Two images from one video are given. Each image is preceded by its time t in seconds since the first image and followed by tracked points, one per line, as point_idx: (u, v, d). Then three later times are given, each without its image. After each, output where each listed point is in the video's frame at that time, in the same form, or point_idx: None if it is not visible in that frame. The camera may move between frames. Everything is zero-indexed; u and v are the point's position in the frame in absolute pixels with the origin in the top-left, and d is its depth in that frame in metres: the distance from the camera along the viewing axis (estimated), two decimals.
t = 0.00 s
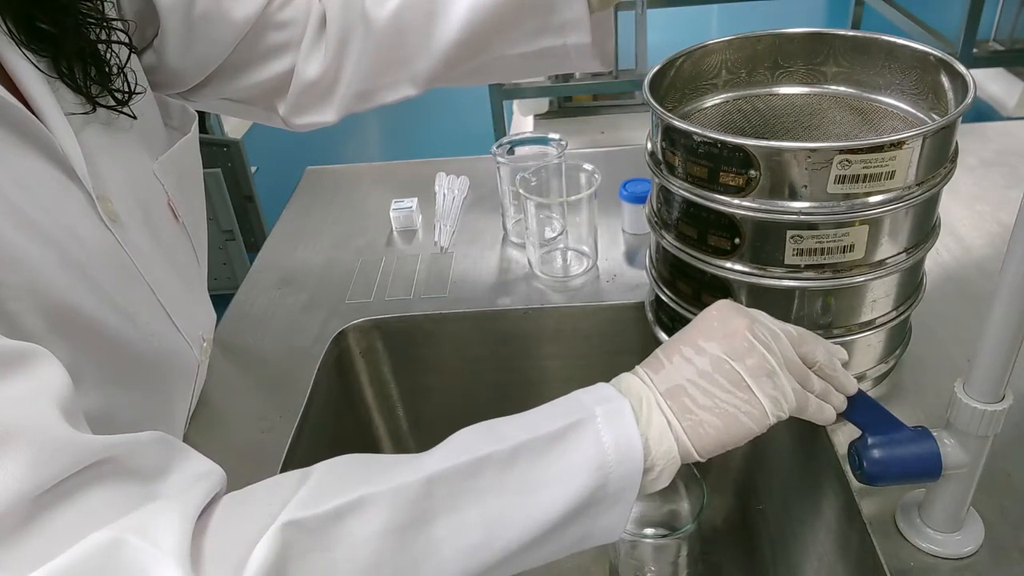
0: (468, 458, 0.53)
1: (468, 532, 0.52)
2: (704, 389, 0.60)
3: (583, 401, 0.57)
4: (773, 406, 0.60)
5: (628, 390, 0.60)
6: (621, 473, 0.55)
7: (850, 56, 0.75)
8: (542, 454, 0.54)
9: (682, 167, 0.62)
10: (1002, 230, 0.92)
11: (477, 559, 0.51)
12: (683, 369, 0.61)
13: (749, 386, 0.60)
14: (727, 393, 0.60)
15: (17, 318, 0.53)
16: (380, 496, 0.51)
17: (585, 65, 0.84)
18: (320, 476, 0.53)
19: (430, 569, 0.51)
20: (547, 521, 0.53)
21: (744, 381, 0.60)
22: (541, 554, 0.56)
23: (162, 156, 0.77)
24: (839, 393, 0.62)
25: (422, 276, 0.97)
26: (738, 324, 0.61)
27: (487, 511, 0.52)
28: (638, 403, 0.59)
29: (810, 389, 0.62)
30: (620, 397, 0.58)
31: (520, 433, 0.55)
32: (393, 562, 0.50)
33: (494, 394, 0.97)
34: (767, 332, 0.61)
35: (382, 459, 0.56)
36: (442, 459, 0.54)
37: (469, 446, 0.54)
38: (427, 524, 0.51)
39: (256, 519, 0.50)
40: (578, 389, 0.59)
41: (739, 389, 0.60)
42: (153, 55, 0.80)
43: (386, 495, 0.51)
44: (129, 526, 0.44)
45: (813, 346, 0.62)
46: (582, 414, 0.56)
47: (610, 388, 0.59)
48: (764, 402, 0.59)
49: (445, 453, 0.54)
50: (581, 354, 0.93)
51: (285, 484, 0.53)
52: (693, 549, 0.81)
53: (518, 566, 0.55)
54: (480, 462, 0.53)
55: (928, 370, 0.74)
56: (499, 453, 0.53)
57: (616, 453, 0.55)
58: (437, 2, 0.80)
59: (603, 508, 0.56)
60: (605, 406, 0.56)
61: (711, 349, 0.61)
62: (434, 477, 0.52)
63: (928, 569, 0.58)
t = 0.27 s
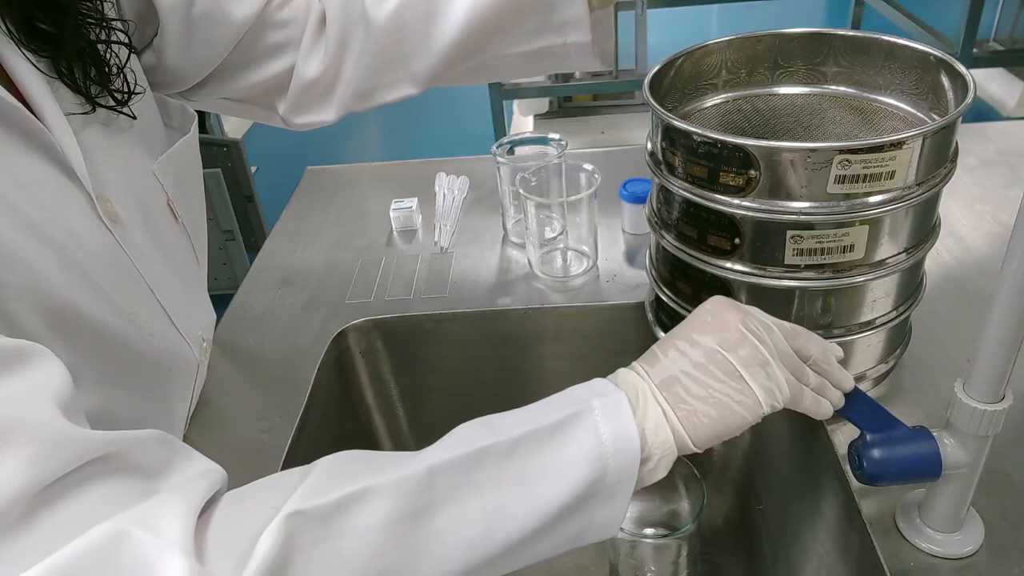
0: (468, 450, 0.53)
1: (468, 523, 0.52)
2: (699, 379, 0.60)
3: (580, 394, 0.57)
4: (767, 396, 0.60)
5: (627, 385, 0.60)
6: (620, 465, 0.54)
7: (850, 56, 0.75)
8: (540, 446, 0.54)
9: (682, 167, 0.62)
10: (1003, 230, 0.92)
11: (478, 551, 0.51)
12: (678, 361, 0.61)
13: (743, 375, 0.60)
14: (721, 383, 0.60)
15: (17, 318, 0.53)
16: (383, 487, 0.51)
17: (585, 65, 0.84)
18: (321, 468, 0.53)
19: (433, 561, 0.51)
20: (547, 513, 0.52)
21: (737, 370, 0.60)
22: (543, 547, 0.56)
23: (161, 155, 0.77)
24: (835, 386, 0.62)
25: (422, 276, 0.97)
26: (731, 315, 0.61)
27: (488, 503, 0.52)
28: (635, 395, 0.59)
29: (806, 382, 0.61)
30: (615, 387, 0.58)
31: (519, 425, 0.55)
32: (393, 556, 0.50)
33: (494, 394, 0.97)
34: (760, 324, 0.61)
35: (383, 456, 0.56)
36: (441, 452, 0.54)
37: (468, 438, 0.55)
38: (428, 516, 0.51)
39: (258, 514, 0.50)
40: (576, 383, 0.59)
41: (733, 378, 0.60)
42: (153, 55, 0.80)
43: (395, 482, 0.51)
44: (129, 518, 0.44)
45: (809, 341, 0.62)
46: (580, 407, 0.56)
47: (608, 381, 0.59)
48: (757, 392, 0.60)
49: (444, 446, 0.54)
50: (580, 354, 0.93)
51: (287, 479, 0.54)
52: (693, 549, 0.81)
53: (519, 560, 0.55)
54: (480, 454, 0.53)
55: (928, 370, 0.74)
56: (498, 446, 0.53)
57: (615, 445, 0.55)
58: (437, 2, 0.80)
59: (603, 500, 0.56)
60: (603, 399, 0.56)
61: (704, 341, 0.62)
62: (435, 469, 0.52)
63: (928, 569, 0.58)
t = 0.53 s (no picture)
0: (467, 444, 0.53)
1: (468, 517, 0.51)
2: (695, 372, 0.60)
3: (578, 389, 0.57)
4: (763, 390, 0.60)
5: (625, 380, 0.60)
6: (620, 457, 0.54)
7: (850, 56, 0.75)
8: (538, 441, 0.54)
9: (682, 167, 0.62)
10: (1003, 230, 0.92)
11: (477, 546, 0.51)
12: (675, 355, 0.61)
13: (738, 369, 0.60)
14: (717, 377, 0.60)
15: (16, 318, 0.53)
16: (382, 481, 0.51)
17: (585, 64, 0.84)
18: (320, 464, 0.53)
19: (433, 555, 0.51)
20: (546, 507, 0.52)
21: (733, 363, 0.60)
22: (542, 543, 0.56)
23: (160, 155, 0.77)
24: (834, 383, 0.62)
25: (422, 276, 0.97)
26: (728, 311, 0.61)
27: (487, 497, 0.52)
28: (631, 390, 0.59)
29: (803, 378, 0.61)
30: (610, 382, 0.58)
31: (517, 419, 0.55)
32: (393, 551, 0.50)
33: (494, 394, 0.97)
34: (756, 319, 0.61)
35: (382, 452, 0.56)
36: (439, 447, 0.54)
37: (466, 433, 0.55)
38: (428, 510, 0.51)
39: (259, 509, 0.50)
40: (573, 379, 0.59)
41: (729, 372, 0.60)
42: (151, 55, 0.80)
43: (396, 476, 0.51)
44: (129, 513, 0.44)
45: (808, 339, 0.62)
46: (578, 401, 0.56)
47: (605, 377, 0.59)
48: (753, 385, 0.60)
49: (443, 441, 0.54)
50: (581, 354, 0.93)
51: (286, 475, 0.54)
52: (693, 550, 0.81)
53: (519, 556, 0.55)
54: (478, 448, 0.53)
55: (927, 370, 0.74)
56: (495, 439, 0.53)
57: (613, 438, 0.54)
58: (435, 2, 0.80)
59: (601, 495, 0.56)
60: (600, 393, 0.56)
61: (700, 335, 0.61)
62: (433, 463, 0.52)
63: (928, 569, 0.58)
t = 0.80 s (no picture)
0: (466, 445, 0.53)
1: (467, 517, 0.51)
2: (694, 374, 0.60)
3: (577, 390, 0.57)
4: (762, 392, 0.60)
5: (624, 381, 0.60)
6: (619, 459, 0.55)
7: (850, 56, 0.75)
8: (538, 441, 0.54)
9: (682, 167, 0.62)
10: (1002, 230, 0.92)
11: (476, 546, 0.51)
12: (674, 356, 0.61)
13: (737, 371, 0.60)
14: (715, 378, 0.60)
15: (15, 318, 0.54)
16: (382, 481, 0.51)
17: (584, 64, 0.84)
18: (320, 463, 0.53)
19: (432, 555, 0.51)
20: (545, 507, 0.52)
21: (732, 365, 0.60)
22: (540, 544, 0.56)
23: (160, 155, 0.77)
24: (833, 383, 0.62)
25: (422, 276, 0.97)
26: (727, 312, 0.61)
27: (486, 497, 0.52)
28: (631, 391, 0.59)
29: (802, 379, 0.61)
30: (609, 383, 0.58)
31: (516, 419, 0.55)
32: (392, 551, 0.50)
33: (494, 394, 0.97)
34: (755, 320, 0.61)
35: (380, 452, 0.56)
36: (438, 447, 0.54)
37: (465, 433, 0.55)
38: (428, 509, 0.51)
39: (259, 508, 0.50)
40: (573, 379, 0.59)
41: (728, 374, 0.60)
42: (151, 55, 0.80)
43: (395, 476, 0.51)
44: (129, 512, 0.44)
45: (807, 338, 0.62)
46: (578, 402, 0.56)
47: (605, 377, 0.59)
48: (751, 387, 0.60)
49: (443, 441, 0.54)
50: (580, 354, 0.93)
51: (285, 475, 0.53)
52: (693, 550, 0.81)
53: (519, 555, 0.55)
54: (478, 449, 0.53)
55: (927, 370, 0.74)
56: (495, 440, 0.53)
57: (612, 439, 0.55)
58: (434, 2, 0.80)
59: (601, 495, 0.56)
60: (599, 394, 0.57)
61: (699, 337, 0.62)
62: (433, 464, 0.52)
63: (928, 569, 0.58)
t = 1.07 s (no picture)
0: (465, 448, 0.53)
1: (466, 520, 0.52)
2: (693, 377, 0.60)
3: (576, 392, 0.57)
4: (760, 395, 0.60)
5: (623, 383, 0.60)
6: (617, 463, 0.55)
7: (850, 56, 0.75)
8: (536, 444, 0.54)
9: (682, 167, 0.62)
10: (1003, 230, 0.92)
11: (475, 549, 0.51)
12: (673, 359, 0.61)
13: (736, 374, 0.60)
14: (714, 382, 0.60)
15: (16, 319, 0.53)
16: (381, 484, 0.51)
17: (585, 65, 0.84)
18: (319, 465, 0.53)
19: (430, 558, 0.51)
20: (543, 511, 0.52)
21: (732, 369, 0.60)
22: (539, 547, 0.56)
23: (160, 155, 0.77)
24: (833, 384, 0.62)
25: (422, 276, 0.97)
26: (726, 315, 0.61)
27: (485, 500, 0.52)
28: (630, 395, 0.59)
29: (801, 381, 0.61)
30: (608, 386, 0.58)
31: (515, 422, 0.55)
32: (391, 551, 0.50)
33: (494, 394, 0.97)
34: (755, 323, 0.61)
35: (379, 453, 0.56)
36: (437, 450, 0.54)
37: (464, 436, 0.54)
38: (427, 512, 0.51)
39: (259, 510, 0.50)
40: (572, 380, 0.59)
41: (727, 377, 0.60)
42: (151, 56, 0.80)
43: (393, 479, 0.51)
44: (126, 515, 0.44)
45: (806, 339, 0.62)
46: (576, 404, 0.56)
47: (603, 379, 0.59)
48: (750, 391, 0.60)
49: (441, 443, 0.54)
50: (580, 354, 0.93)
51: (283, 477, 0.53)
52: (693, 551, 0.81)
53: (518, 558, 0.55)
54: (477, 452, 0.53)
55: (927, 370, 0.74)
56: (494, 443, 0.53)
57: (610, 442, 0.55)
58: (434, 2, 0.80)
59: (599, 497, 0.56)
60: (597, 396, 0.56)
61: (699, 339, 0.61)
62: (432, 467, 0.52)
63: (928, 569, 0.58)
